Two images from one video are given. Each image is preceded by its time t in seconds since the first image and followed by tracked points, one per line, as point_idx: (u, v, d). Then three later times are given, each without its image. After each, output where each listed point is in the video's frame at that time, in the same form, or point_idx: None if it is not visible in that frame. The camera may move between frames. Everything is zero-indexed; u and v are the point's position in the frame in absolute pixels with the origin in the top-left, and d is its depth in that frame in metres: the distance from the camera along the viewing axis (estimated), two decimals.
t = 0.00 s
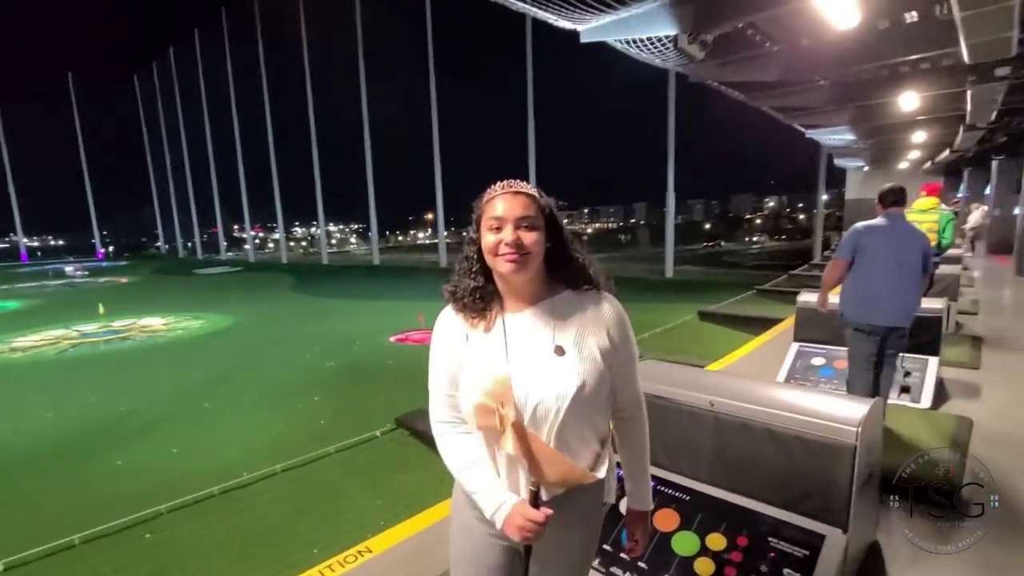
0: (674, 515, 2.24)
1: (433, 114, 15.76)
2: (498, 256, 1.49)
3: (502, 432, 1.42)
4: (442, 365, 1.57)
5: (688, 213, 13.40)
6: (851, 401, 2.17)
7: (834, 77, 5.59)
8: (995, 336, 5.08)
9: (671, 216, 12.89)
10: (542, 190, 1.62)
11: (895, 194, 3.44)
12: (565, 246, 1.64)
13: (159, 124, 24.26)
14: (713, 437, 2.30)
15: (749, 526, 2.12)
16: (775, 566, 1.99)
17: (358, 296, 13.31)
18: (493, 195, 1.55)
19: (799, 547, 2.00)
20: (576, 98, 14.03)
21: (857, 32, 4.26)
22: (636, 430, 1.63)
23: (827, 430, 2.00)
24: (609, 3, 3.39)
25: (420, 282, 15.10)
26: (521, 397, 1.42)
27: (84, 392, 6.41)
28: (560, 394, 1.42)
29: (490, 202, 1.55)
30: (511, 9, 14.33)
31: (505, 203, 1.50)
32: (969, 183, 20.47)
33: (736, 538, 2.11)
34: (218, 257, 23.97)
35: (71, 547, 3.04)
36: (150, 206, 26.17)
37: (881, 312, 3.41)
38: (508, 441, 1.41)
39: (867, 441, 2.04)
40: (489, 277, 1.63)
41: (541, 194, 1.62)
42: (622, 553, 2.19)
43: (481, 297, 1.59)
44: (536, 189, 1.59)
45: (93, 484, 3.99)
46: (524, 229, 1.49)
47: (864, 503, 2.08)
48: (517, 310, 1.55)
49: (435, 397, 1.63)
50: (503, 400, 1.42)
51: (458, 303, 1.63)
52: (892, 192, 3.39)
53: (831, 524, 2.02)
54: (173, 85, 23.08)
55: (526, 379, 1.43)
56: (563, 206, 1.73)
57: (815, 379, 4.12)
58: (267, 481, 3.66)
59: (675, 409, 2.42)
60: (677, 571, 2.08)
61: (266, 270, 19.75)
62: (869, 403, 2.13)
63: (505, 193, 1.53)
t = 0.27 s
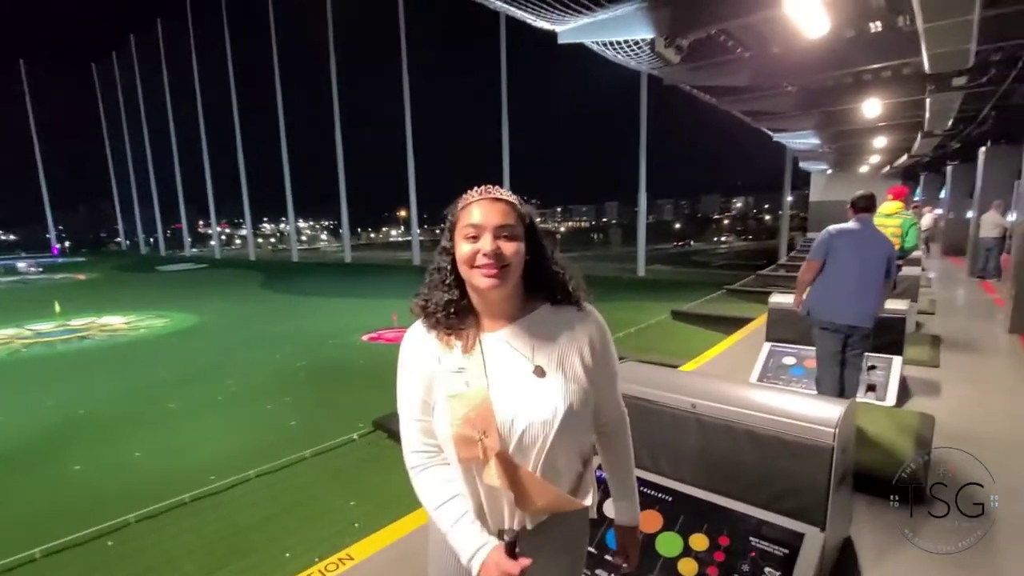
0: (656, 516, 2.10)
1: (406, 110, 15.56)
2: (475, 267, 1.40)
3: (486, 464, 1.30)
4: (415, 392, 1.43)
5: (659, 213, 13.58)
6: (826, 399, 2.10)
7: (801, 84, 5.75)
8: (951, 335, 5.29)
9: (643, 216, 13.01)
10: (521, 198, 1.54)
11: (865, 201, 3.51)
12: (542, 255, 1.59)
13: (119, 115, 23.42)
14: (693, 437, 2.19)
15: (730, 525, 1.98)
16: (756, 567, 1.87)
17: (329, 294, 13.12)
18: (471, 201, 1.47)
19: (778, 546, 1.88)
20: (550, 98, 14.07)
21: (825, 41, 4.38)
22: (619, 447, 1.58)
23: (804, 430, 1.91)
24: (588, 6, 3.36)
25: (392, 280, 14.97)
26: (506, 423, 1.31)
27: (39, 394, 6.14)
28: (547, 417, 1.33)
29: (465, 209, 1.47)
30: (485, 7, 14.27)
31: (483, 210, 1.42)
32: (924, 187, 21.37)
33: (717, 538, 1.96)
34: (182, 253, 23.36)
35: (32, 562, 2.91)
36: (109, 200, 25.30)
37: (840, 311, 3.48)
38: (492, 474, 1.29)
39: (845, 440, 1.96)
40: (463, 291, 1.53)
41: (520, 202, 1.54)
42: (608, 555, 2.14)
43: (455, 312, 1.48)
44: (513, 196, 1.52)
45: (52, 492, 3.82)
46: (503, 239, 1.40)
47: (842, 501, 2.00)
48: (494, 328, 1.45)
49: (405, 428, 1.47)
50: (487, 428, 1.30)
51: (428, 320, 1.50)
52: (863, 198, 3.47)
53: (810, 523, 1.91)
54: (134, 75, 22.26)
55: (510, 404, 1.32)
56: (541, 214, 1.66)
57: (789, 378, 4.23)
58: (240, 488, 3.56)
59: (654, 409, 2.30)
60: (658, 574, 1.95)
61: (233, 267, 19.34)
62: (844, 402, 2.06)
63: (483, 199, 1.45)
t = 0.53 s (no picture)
0: (649, 517, 2.11)
1: (391, 107, 15.38)
2: (455, 276, 1.16)
3: (482, 487, 1.11)
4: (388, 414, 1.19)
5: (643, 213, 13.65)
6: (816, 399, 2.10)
7: (785, 87, 5.84)
8: (930, 335, 5.41)
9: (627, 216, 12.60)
10: (503, 201, 1.32)
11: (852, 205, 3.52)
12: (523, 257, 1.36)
13: (97, 109, 22.94)
14: (685, 438, 2.19)
15: (722, 525, 1.99)
16: (749, 567, 1.87)
17: (314, 293, 13.00)
18: (448, 205, 1.24)
19: (770, 545, 1.89)
20: (537, 98, 14.09)
21: (809, 45, 4.43)
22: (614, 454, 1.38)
23: (794, 431, 1.92)
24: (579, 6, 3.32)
25: (378, 279, 14.88)
26: (499, 440, 1.12)
27: (15, 395, 6.00)
28: (543, 430, 1.13)
29: (442, 215, 1.24)
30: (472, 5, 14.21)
31: (462, 215, 1.20)
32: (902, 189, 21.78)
33: (710, 538, 1.98)
34: (163, 250, 23.01)
35: (10, 568, 2.84)
36: (87, 196, 24.80)
37: (825, 310, 3.50)
38: (488, 496, 1.11)
39: (836, 439, 1.97)
40: (438, 302, 1.29)
41: (502, 206, 1.32)
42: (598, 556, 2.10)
43: (429, 325, 1.23)
44: (494, 197, 1.29)
45: (29, 495, 3.73)
46: (486, 244, 1.17)
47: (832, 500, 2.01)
48: (477, 341, 1.22)
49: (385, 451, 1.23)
50: (479, 449, 1.10)
51: (397, 337, 1.24)
52: (851, 202, 3.49)
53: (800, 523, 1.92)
54: (112, 68, 21.81)
55: (501, 418, 1.12)
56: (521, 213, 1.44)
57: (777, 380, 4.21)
58: (223, 492, 3.50)
59: (646, 410, 2.30)
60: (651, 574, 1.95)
61: (216, 265, 19.09)
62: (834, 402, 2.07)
63: (461, 203, 1.22)
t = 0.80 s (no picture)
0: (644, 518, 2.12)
1: (382, 105, 15.28)
2: (486, 282, 1.18)
3: (517, 504, 1.10)
4: (409, 432, 1.14)
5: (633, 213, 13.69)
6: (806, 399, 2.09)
7: (775, 88, 5.87)
8: (918, 335, 5.46)
9: (619, 216, 12.76)
10: (526, 201, 1.36)
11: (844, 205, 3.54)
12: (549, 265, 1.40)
13: (82, 105, 22.60)
14: (678, 439, 2.19)
15: (716, 526, 2.02)
16: (743, 567, 1.90)
17: (304, 292, 12.90)
18: (472, 209, 1.26)
19: (764, 546, 1.92)
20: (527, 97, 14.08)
21: (800, 47, 4.47)
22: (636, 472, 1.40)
23: (785, 431, 1.92)
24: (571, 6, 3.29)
25: (368, 278, 14.79)
26: (534, 453, 1.12)
27: None
28: (575, 442, 1.15)
29: (469, 218, 1.26)
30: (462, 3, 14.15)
31: (490, 216, 1.22)
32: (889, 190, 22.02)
33: (704, 539, 2.00)
34: (150, 248, 22.73)
35: None
36: (72, 193, 24.43)
37: (814, 310, 3.53)
38: (521, 516, 1.09)
39: (827, 439, 1.96)
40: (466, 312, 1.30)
41: (525, 206, 1.36)
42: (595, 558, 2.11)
43: (458, 335, 1.24)
44: (520, 202, 1.32)
45: (12, 497, 3.66)
46: (516, 245, 1.20)
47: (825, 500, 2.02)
48: (506, 350, 1.23)
49: (391, 481, 1.17)
50: (514, 465, 1.09)
51: (422, 348, 1.22)
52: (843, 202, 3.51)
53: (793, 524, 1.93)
54: (98, 63, 21.49)
55: (535, 431, 1.13)
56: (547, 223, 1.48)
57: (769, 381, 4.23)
58: (212, 493, 3.46)
59: (640, 411, 2.31)
60: None
61: (204, 264, 18.88)
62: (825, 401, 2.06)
63: (487, 206, 1.24)
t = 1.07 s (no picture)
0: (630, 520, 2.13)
1: (367, 104, 15.17)
2: (533, 272, 1.07)
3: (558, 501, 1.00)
4: (433, 421, 1.02)
5: (619, 215, 13.75)
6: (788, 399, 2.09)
7: (758, 91, 5.95)
8: (898, 336, 5.55)
9: (605, 217, 12.85)
10: (575, 193, 1.26)
11: (825, 207, 3.57)
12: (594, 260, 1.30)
13: (60, 102, 22.16)
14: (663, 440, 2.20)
15: (701, 528, 2.04)
16: (727, 568, 1.95)
17: (288, 292, 12.75)
18: (522, 196, 1.17)
19: (749, 547, 1.94)
20: (513, 99, 14.10)
21: (783, 50, 4.53)
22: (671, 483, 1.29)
23: (769, 432, 1.93)
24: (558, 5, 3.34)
25: (354, 279, 14.67)
26: (579, 450, 1.02)
27: None
28: (624, 442, 1.05)
29: (516, 205, 1.16)
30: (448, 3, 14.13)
31: (538, 203, 1.12)
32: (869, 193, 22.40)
33: (689, 541, 2.03)
34: (131, 249, 22.37)
35: None
36: (50, 192, 23.96)
37: (799, 312, 3.56)
38: (565, 512, 1.00)
39: (811, 440, 1.97)
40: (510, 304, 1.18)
41: (575, 199, 1.26)
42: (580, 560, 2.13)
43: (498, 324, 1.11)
44: (570, 192, 1.23)
45: None
46: (566, 236, 1.10)
47: (808, 498, 2.03)
48: (552, 346, 1.13)
49: (399, 472, 1.05)
50: (560, 460, 0.99)
51: (466, 335, 1.11)
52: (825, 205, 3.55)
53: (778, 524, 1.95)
54: (77, 61, 21.12)
55: (580, 427, 1.02)
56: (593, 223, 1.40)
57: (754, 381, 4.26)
58: (193, 498, 3.40)
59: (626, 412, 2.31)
60: None
61: (185, 264, 18.59)
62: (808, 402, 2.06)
63: (537, 194, 1.15)
